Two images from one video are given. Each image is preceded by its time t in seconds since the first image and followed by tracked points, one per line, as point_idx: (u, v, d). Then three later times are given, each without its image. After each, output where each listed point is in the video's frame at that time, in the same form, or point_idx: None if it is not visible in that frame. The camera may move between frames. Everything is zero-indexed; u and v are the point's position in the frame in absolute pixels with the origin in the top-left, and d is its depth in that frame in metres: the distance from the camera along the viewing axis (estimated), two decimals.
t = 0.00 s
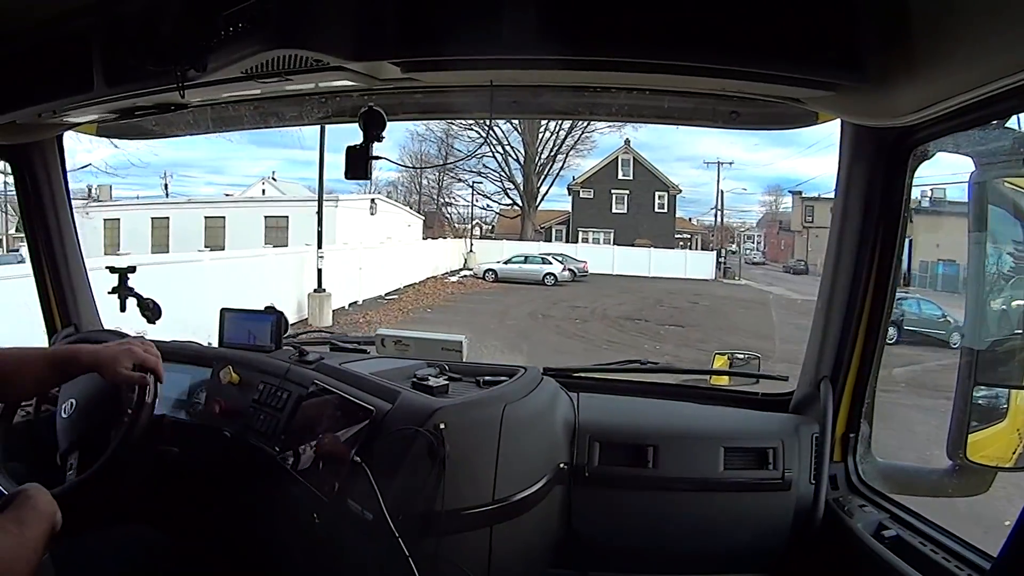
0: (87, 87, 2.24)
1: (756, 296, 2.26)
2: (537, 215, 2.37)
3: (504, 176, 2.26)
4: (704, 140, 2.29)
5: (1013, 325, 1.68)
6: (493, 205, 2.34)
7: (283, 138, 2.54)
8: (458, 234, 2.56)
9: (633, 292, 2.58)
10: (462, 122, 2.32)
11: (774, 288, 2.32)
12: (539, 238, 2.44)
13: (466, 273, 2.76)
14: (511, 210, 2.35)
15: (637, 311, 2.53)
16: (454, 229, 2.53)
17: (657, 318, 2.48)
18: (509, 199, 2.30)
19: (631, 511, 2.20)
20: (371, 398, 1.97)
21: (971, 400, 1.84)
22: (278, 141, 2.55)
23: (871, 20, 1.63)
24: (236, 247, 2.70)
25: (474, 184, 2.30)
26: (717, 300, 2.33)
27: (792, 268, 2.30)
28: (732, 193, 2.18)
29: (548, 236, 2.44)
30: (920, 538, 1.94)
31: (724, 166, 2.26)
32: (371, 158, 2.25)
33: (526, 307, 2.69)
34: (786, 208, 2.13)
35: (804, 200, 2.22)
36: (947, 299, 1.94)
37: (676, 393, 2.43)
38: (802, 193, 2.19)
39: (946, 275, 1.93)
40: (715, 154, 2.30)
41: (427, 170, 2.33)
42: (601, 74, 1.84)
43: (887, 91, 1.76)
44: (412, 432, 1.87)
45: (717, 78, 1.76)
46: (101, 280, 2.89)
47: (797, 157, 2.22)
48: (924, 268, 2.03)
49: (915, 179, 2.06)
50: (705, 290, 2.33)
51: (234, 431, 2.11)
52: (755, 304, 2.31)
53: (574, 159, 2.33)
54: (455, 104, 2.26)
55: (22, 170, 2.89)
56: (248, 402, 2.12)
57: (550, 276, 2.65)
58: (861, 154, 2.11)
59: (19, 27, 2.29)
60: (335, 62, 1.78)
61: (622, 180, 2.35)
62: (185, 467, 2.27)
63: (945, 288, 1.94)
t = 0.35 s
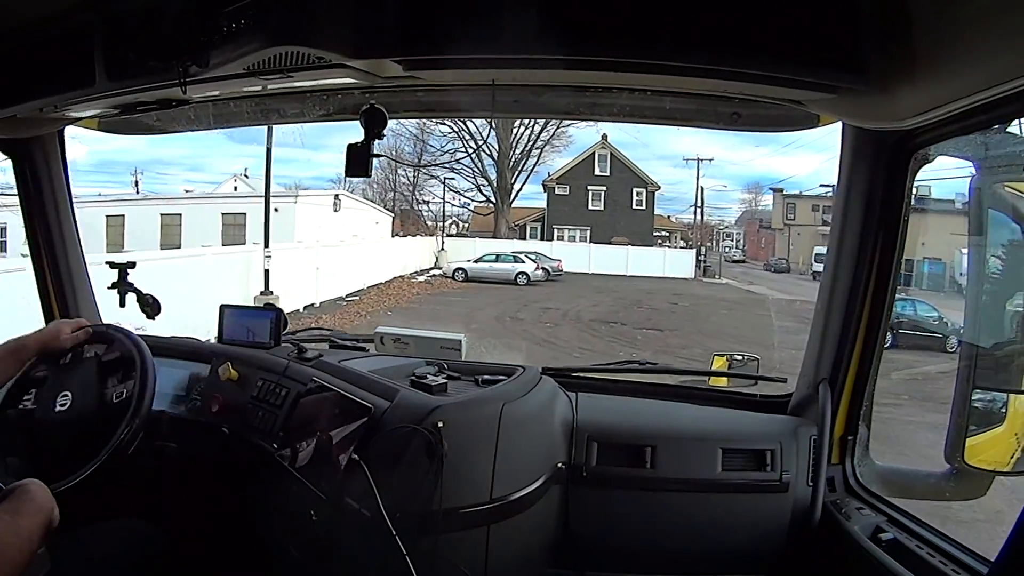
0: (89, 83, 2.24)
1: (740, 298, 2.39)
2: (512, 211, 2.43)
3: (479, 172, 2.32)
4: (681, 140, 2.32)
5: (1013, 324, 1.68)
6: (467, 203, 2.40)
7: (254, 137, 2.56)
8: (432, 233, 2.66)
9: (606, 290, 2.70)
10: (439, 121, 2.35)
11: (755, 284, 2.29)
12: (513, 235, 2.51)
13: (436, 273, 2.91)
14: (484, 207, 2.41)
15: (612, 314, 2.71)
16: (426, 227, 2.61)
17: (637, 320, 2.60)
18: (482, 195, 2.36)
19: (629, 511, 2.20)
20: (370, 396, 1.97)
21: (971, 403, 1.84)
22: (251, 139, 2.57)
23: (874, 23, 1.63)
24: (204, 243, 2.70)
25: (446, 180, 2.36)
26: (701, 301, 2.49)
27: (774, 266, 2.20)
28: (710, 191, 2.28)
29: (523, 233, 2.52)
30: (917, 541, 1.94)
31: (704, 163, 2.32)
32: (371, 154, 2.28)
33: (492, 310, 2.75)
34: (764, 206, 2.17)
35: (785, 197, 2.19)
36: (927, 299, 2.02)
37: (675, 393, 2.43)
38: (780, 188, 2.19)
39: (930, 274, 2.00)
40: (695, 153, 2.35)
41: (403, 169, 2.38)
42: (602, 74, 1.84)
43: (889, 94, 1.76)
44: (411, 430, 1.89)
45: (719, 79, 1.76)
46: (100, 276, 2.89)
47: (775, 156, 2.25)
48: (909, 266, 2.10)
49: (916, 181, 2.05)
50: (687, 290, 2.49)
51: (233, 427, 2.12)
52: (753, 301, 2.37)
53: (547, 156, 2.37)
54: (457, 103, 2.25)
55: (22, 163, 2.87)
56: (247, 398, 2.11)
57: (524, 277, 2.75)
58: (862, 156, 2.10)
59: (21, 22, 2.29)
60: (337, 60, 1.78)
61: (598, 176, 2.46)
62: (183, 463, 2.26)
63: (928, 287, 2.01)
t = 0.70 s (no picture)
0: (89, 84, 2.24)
1: (728, 298, 2.25)
2: (491, 211, 2.35)
3: (458, 170, 2.28)
4: (665, 138, 2.31)
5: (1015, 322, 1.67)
6: (444, 203, 2.35)
7: (247, 138, 2.62)
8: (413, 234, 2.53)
9: (591, 292, 2.54)
10: (415, 120, 2.34)
11: (745, 284, 2.16)
12: (494, 235, 2.42)
13: (411, 274, 2.68)
14: (463, 207, 2.34)
15: (595, 318, 2.52)
16: (405, 227, 2.51)
17: (621, 325, 2.42)
18: (461, 194, 2.31)
19: (629, 512, 2.20)
20: (370, 397, 1.98)
21: (970, 404, 1.84)
22: (238, 140, 2.61)
23: (873, 24, 1.64)
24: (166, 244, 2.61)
25: (423, 177, 2.33)
26: (690, 303, 2.32)
27: (763, 265, 2.14)
28: (698, 188, 2.23)
29: (503, 232, 2.42)
30: (917, 541, 1.94)
31: (690, 160, 2.31)
32: (370, 155, 2.27)
33: (468, 314, 2.58)
34: (751, 204, 2.16)
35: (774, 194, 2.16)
36: (921, 295, 2.04)
37: (675, 394, 2.43)
38: (769, 185, 2.19)
39: (925, 271, 2.01)
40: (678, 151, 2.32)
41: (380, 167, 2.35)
42: (601, 74, 1.84)
43: (888, 95, 1.77)
44: (411, 431, 1.90)
45: (718, 80, 1.77)
46: (100, 277, 2.89)
47: (759, 154, 2.25)
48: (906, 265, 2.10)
49: (916, 182, 2.05)
50: (674, 292, 2.32)
51: (232, 428, 2.09)
52: (744, 301, 2.23)
53: (529, 155, 2.36)
54: (456, 103, 2.25)
55: (22, 164, 2.87)
56: (247, 398, 2.12)
57: (502, 278, 2.58)
58: (862, 155, 2.11)
59: (21, 23, 2.29)
60: (336, 60, 1.78)
61: (582, 173, 2.37)
62: (181, 466, 2.26)
63: (921, 284, 2.03)
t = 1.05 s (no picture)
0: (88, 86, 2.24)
1: (727, 302, 2.38)
2: (479, 209, 2.42)
3: (445, 169, 2.29)
4: (661, 137, 2.34)
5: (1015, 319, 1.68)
6: (430, 201, 2.34)
7: (244, 139, 2.64)
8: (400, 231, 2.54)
9: (582, 294, 2.75)
10: (409, 120, 2.33)
11: (741, 285, 2.27)
12: (483, 234, 2.48)
13: (393, 277, 2.74)
14: (452, 206, 2.36)
15: (586, 324, 2.65)
16: (393, 227, 2.53)
17: (613, 333, 2.53)
18: (448, 191, 2.32)
19: (630, 511, 2.20)
20: (370, 397, 1.98)
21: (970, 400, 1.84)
22: (236, 140, 2.64)
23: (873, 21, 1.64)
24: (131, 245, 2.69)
25: (408, 177, 2.32)
26: (684, 307, 2.50)
27: (759, 266, 2.19)
28: (692, 188, 2.37)
29: (493, 231, 2.48)
30: (919, 539, 1.93)
31: (684, 159, 2.36)
32: (370, 156, 2.27)
33: (457, 316, 2.61)
34: (746, 204, 2.27)
35: (769, 193, 2.23)
36: (924, 297, 2.05)
37: (675, 393, 2.43)
38: (764, 185, 2.26)
39: (925, 272, 2.03)
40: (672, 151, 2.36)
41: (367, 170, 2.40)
42: (599, 73, 1.84)
43: (887, 91, 1.77)
44: (411, 431, 1.90)
45: (717, 78, 1.77)
46: (100, 279, 2.88)
47: (752, 154, 2.30)
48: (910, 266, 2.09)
49: (915, 179, 2.05)
50: (671, 294, 2.52)
51: (232, 429, 2.10)
52: (745, 304, 2.34)
53: (518, 147, 2.39)
54: (455, 104, 2.24)
55: (21, 166, 2.87)
56: (248, 400, 2.12)
57: (489, 281, 2.68)
58: (861, 153, 2.11)
59: (20, 26, 2.29)
60: (334, 60, 1.78)
61: (572, 171, 2.51)
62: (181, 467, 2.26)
63: (922, 285, 2.04)
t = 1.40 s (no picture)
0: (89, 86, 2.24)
1: (730, 307, 2.33)
2: (469, 209, 2.38)
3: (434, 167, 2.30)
4: (658, 137, 2.33)
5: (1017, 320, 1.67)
6: (424, 200, 2.33)
7: (241, 139, 2.62)
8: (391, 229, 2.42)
9: (575, 298, 2.62)
10: (425, 120, 2.34)
11: (740, 287, 2.25)
12: (473, 236, 2.43)
13: (377, 278, 2.62)
14: (442, 206, 2.34)
15: (578, 331, 2.55)
16: (383, 225, 2.42)
17: (610, 340, 2.49)
18: (439, 191, 2.31)
19: (630, 510, 2.20)
20: (371, 397, 1.99)
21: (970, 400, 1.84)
22: (230, 140, 2.62)
23: (873, 21, 1.64)
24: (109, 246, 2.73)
25: (396, 175, 2.32)
26: (684, 311, 2.44)
27: (756, 266, 2.15)
28: (688, 187, 2.29)
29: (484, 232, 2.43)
30: (919, 538, 1.93)
31: (682, 155, 2.32)
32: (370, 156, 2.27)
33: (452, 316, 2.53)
34: (742, 205, 2.19)
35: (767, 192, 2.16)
36: (930, 299, 2.02)
37: (676, 392, 2.43)
38: (763, 185, 2.20)
39: (930, 275, 2.01)
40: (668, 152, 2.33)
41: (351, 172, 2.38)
42: (599, 73, 1.84)
43: (887, 91, 1.77)
44: (412, 430, 1.90)
45: (717, 78, 1.77)
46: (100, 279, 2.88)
47: (748, 155, 2.29)
48: (911, 267, 2.10)
49: (916, 178, 2.05)
50: (671, 298, 2.43)
51: (233, 428, 2.10)
52: (745, 306, 2.32)
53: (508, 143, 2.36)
54: (456, 103, 2.24)
55: (21, 166, 2.86)
56: (249, 399, 2.12)
57: (478, 282, 2.55)
58: (862, 153, 2.11)
59: (20, 26, 2.29)
60: (335, 60, 1.78)
61: (565, 168, 2.44)
62: (180, 466, 2.26)
63: (928, 288, 2.01)
